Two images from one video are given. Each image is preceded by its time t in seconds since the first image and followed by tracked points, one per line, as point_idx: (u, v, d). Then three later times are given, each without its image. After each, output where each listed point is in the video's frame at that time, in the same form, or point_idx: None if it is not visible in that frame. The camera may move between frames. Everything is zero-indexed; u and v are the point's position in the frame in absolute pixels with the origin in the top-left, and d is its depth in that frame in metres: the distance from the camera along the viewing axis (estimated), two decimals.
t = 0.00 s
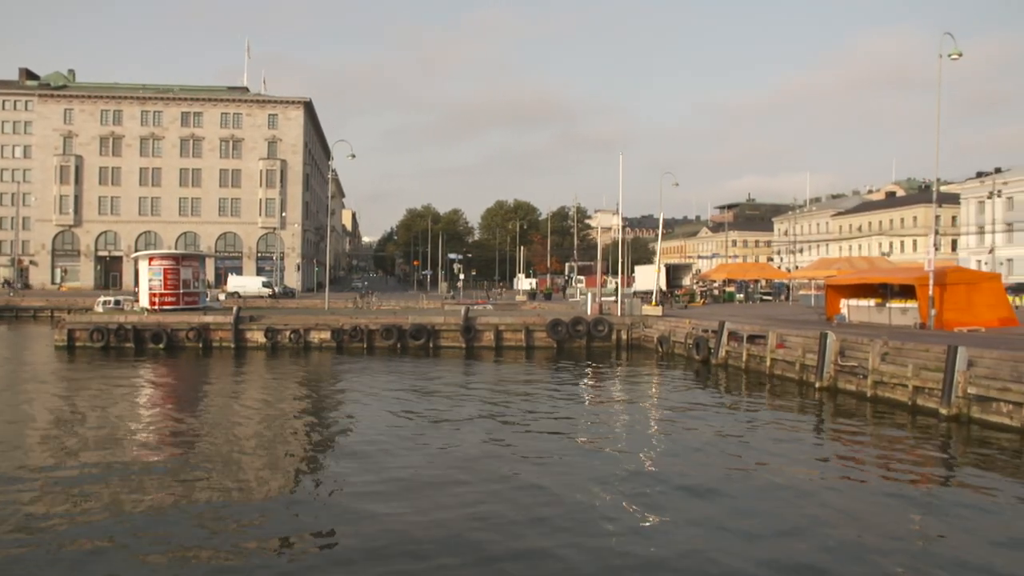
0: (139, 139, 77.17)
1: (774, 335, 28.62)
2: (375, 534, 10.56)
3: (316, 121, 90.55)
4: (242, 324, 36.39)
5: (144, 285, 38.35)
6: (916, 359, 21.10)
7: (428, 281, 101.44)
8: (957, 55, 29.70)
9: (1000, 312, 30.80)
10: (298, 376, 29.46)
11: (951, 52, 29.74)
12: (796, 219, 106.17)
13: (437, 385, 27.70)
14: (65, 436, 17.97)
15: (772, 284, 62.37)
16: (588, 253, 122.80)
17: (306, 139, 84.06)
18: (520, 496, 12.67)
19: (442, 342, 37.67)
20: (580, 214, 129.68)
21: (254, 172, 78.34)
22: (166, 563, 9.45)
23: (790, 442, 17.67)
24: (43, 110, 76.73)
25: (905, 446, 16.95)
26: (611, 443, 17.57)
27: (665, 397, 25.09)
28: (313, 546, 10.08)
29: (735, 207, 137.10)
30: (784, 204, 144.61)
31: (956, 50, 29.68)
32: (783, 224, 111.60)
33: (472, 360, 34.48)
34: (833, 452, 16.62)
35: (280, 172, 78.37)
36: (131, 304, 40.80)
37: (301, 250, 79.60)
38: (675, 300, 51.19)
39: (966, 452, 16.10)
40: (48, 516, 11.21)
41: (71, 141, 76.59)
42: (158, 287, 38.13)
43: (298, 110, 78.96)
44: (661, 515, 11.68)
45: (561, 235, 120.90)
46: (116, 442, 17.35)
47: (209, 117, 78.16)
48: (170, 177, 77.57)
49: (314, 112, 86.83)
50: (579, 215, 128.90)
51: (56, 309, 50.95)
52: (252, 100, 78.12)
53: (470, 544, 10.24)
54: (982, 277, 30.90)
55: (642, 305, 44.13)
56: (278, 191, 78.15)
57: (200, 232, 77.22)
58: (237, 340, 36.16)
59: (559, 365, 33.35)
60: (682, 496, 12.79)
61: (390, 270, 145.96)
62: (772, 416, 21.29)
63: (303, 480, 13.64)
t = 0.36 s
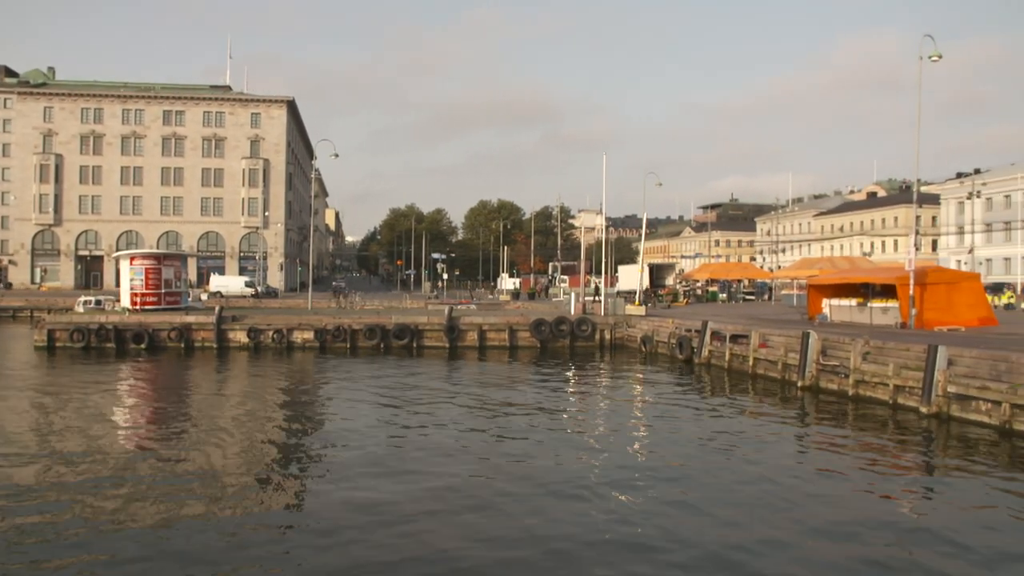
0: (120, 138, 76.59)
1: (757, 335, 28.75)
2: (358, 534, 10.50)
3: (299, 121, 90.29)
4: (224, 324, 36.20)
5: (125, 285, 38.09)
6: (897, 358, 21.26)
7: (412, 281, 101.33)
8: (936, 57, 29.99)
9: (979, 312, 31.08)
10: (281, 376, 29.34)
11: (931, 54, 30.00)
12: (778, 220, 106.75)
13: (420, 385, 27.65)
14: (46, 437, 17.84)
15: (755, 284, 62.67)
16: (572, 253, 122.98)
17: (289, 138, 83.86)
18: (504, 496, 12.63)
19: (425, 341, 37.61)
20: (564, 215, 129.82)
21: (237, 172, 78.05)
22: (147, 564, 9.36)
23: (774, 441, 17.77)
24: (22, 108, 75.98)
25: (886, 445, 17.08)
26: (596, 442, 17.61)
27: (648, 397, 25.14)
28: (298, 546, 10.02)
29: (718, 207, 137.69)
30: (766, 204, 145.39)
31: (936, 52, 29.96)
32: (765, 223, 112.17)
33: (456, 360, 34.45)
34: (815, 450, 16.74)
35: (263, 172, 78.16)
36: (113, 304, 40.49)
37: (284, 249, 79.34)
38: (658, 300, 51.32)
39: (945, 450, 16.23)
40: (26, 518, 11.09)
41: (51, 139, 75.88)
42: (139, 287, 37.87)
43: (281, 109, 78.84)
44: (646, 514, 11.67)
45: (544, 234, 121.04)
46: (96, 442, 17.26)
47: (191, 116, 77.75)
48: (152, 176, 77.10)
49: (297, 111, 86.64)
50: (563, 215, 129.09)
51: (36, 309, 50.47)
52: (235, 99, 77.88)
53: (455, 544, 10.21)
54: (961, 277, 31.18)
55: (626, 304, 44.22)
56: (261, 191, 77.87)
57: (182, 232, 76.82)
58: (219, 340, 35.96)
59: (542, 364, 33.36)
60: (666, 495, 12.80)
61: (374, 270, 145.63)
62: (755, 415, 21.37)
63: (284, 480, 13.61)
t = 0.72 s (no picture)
0: (100, 137, 75.99)
1: (739, 335, 28.89)
2: (344, 536, 10.44)
3: (281, 119, 89.94)
4: (206, 324, 36.00)
5: (105, 285, 37.82)
6: (877, 357, 21.45)
7: (394, 281, 101.10)
8: (916, 59, 30.24)
9: (958, 311, 31.34)
10: (264, 376, 29.22)
11: (911, 55, 30.26)
12: (760, 220, 107.32)
13: (403, 385, 27.66)
14: (27, 437, 17.80)
15: (737, 284, 62.96)
16: (555, 252, 123.06)
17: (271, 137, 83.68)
18: (490, 496, 12.60)
19: (408, 341, 37.57)
20: (547, 214, 130.03)
21: (218, 171, 77.75)
22: (131, 567, 9.26)
23: (754, 440, 17.92)
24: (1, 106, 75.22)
25: (866, 443, 17.19)
26: (577, 441, 17.70)
27: (629, 396, 25.20)
28: (283, 548, 9.96)
29: (701, 207, 138.25)
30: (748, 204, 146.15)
31: (915, 54, 30.20)
32: (748, 223, 112.70)
33: (439, 360, 34.43)
34: (796, 448, 16.87)
35: (245, 171, 77.93)
36: (92, 303, 40.18)
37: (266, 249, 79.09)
38: (641, 300, 51.44)
39: (924, 449, 16.39)
40: (12, 520, 11.01)
41: (30, 137, 75.15)
42: (120, 287, 37.62)
43: (263, 108, 78.62)
44: (631, 514, 11.67)
45: (527, 234, 121.17)
46: (78, 442, 17.24)
47: (173, 114, 77.30)
48: (133, 175, 76.59)
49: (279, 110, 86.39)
50: (546, 215, 129.29)
51: (15, 309, 49.97)
52: (217, 98, 77.56)
53: (441, 545, 10.17)
54: (941, 277, 31.44)
55: (609, 304, 44.32)
56: (243, 190, 77.61)
57: (163, 231, 76.35)
58: (200, 340, 35.74)
59: (525, 364, 33.41)
60: (651, 495, 12.81)
61: (357, 270, 145.19)
62: (736, 414, 21.50)
63: (272, 480, 13.62)
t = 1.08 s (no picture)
0: (81, 135, 75.40)
1: (722, 334, 29.01)
2: (327, 537, 10.42)
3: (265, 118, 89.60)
4: (188, 324, 35.76)
5: (86, 284, 37.50)
6: (859, 356, 21.60)
7: (378, 281, 100.87)
8: (897, 61, 30.47)
9: (939, 311, 31.60)
10: (247, 377, 29.08)
11: (892, 57, 30.49)
12: (743, 220, 107.82)
13: (388, 385, 27.61)
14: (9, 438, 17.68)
15: (719, 283, 63.21)
16: (538, 252, 123.20)
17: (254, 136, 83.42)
18: (474, 496, 12.59)
19: (392, 340, 37.52)
20: (530, 214, 130.12)
21: (201, 170, 77.40)
22: (111, 568, 9.22)
23: (738, 438, 18.03)
24: None
25: (848, 442, 17.30)
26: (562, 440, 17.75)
27: (613, 395, 25.28)
28: (264, 551, 9.90)
29: (684, 207, 138.77)
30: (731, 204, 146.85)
31: (896, 56, 30.42)
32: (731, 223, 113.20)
33: (423, 360, 34.36)
34: (779, 447, 16.99)
35: (228, 170, 77.65)
36: (73, 303, 39.84)
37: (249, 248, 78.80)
38: (625, 300, 51.55)
39: (903, 446, 16.59)
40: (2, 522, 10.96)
41: (9, 135, 74.42)
42: (101, 287, 37.33)
43: (246, 107, 78.35)
44: (617, 514, 11.66)
45: (511, 234, 121.22)
46: (60, 443, 17.16)
47: (155, 112, 76.82)
48: (114, 173, 76.04)
49: (262, 109, 86.12)
50: (530, 215, 129.37)
51: None
52: (199, 96, 77.17)
53: (424, 545, 10.15)
54: (921, 276, 31.73)
55: (593, 304, 44.39)
56: (226, 189, 77.30)
57: (144, 230, 75.94)
58: (183, 340, 35.56)
59: (509, 364, 33.42)
60: (635, 494, 12.84)
61: (340, 270, 144.74)
62: (719, 413, 21.61)
63: (254, 480, 13.61)
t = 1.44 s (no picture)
0: (62, 133, 74.89)
1: (707, 333, 29.09)
2: (306, 538, 10.32)
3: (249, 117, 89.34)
4: (172, 323, 35.57)
5: (69, 283, 37.24)
6: (842, 355, 21.73)
7: (363, 280, 100.79)
8: (880, 61, 30.65)
9: (921, 309, 31.81)
10: (230, 376, 28.92)
11: (875, 58, 30.67)
12: (728, 219, 108.23)
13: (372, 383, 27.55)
14: None
15: (704, 282, 63.48)
16: (523, 251, 123.31)
17: (239, 134, 83.12)
18: (455, 497, 12.52)
19: (377, 340, 37.47)
20: (516, 213, 130.19)
21: (184, 168, 77.03)
22: (84, 570, 9.11)
23: (722, 437, 18.10)
24: None
25: (831, 440, 17.38)
26: (547, 439, 17.77)
27: (597, 394, 25.33)
28: (242, 552, 9.81)
29: (669, 206, 139.22)
30: (716, 203, 147.36)
31: (879, 56, 30.61)
32: (716, 222, 113.62)
33: (407, 359, 34.30)
34: (762, 445, 17.07)
35: (212, 169, 77.32)
36: (55, 303, 39.58)
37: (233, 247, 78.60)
38: (610, 299, 51.68)
39: (886, 444, 16.68)
40: None
41: None
42: (84, 286, 37.07)
43: (230, 105, 78.02)
44: (600, 514, 11.60)
45: (496, 233, 121.21)
46: (41, 443, 17.08)
47: (138, 110, 76.38)
48: (97, 172, 75.59)
49: (247, 107, 85.79)
50: (515, 215, 129.45)
51: None
52: (183, 94, 76.75)
53: (404, 546, 10.07)
54: (903, 275, 31.95)
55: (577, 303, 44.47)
56: (210, 188, 76.99)
57: (127, 229, 75.48)
58: (166, 340, 35.34)
59: (493, 363, 33.38)
60: (617, 493, 12.80)
61: (325, 269, 144.45)
62: (703, 412, 21.65)
63: (234, 480, 13.54)
